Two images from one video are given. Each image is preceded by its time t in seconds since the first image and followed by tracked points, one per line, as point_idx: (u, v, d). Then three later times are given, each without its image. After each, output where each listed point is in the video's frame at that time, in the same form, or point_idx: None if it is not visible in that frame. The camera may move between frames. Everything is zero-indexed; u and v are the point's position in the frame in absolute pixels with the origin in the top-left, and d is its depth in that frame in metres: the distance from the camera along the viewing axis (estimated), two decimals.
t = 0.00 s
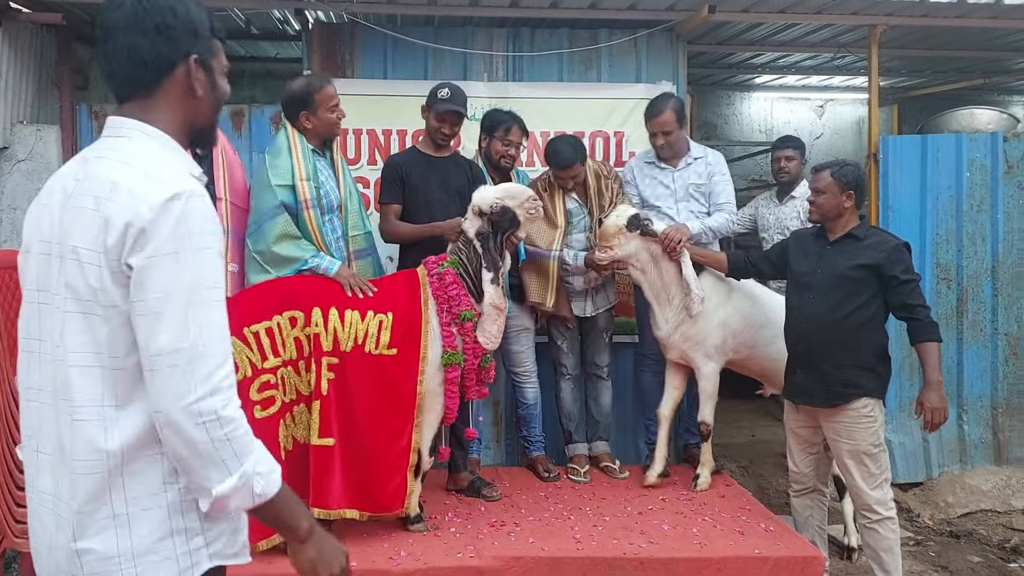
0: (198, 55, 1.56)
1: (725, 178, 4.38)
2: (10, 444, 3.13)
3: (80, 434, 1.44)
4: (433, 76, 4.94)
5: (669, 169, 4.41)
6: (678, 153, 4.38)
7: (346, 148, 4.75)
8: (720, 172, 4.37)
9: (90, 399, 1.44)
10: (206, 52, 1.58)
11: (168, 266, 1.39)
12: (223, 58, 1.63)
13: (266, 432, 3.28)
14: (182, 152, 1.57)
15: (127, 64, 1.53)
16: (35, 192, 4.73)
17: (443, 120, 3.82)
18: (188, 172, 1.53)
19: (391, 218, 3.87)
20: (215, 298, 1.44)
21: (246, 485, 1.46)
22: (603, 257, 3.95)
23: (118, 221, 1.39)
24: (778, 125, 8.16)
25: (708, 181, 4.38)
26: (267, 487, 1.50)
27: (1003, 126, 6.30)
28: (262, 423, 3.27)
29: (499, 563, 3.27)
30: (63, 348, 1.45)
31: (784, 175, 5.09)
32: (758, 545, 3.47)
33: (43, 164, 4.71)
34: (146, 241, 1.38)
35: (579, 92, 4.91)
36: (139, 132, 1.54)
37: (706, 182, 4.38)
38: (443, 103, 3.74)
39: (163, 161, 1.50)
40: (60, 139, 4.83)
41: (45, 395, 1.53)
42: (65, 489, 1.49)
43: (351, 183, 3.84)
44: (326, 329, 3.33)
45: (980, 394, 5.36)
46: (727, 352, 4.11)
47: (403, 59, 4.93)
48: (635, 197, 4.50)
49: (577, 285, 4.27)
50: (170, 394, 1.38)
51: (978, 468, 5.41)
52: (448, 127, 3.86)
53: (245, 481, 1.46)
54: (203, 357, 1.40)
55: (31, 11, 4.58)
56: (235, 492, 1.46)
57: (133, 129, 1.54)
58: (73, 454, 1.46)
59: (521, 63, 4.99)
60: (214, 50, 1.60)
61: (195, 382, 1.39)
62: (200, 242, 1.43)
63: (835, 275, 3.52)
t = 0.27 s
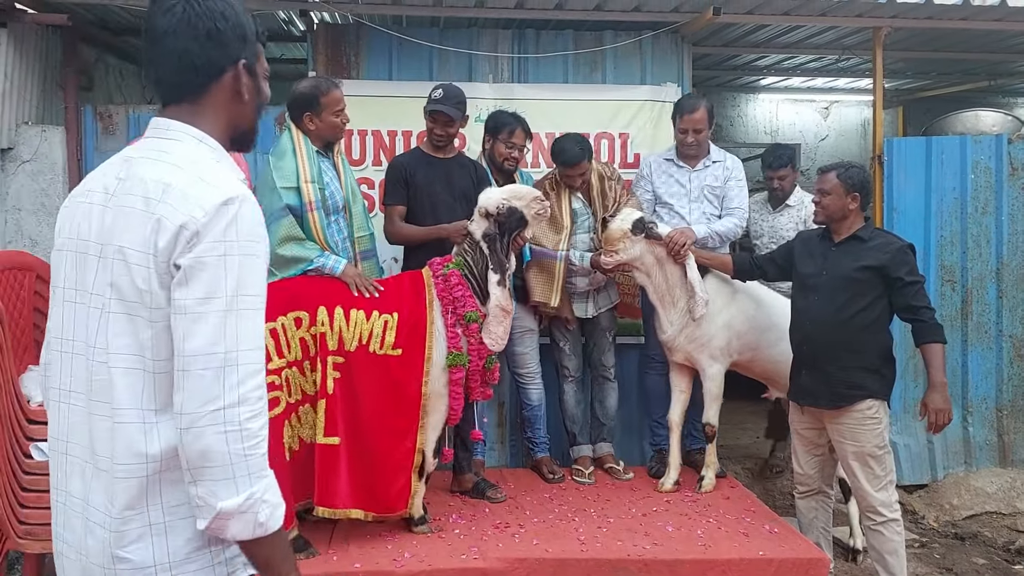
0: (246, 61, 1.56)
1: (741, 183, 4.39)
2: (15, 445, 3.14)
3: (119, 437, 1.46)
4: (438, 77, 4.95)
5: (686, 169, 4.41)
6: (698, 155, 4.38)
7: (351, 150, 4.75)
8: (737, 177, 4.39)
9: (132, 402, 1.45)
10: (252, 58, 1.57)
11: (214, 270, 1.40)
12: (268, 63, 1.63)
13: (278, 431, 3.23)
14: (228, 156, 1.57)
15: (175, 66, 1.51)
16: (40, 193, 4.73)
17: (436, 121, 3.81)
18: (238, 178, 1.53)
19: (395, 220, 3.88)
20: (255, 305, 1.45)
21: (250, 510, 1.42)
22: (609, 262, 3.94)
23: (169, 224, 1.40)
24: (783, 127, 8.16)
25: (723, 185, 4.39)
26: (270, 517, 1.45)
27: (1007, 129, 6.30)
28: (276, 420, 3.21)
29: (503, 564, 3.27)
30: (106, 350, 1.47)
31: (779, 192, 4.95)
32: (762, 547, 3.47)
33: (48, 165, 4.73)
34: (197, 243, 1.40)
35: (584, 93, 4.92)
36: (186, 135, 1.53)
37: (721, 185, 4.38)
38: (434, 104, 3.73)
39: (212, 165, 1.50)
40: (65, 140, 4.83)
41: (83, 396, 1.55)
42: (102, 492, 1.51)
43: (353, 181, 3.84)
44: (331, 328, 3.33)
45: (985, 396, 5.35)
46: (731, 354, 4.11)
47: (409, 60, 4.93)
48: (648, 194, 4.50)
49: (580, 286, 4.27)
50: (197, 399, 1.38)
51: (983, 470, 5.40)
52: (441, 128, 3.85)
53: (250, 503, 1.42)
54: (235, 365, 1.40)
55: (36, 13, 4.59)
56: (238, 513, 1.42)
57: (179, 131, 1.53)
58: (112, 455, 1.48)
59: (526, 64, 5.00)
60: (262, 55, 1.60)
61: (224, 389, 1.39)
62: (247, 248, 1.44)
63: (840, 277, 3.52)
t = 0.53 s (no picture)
0: (277, 65, 1.57)
1: (745, 189, 4.38)
2: (16, 445, 3.15)
3: (149, 438, 1.46)
4: (439, 78, 4.96)
5: (691, 172, 4.41)
6: (703, 158, 4.40)
7: (351, 151, 4.76)
8: (741, 183, 4.38)
9: (162, 402, 1.46)
10: (283, 62, 1.59)
11: (252, 274, 1.42)
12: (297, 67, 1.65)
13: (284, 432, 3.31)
14: (257, 158, 1.59)
15: (210, 69, 1.52)
16: (42, 194, 4.75)
17: (449, 122, 3.84)
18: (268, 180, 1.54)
19: (397, 221, 3.88)
20: (290, 309, 1.46)
21: (280, 512, 1.43)
22: (609, 263, 3.93)
23: (208, 226, 1.42)
24: (785, 128, 8.16)
25: (727, 189, 4.38)
26: (297, 521, 1.46)
27: (1009, 130, 6.29)
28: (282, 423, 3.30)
29: (502, 565, 3.28)
30: (136, 350, 1.47)
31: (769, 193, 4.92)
32: (760, 548, 3.47)
33: (50, 166, 4.75)
34: (235, 246, 1.42)
35: (585, 95, 4.93)
36: (217, 137, 1.54)
37: (725, 189, 4.38)
38: (445, 105, 3.76)
39: (245, 168, 1.52)
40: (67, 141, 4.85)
41: (110, 395, 1.55)
42: (130, 493, 1.51)
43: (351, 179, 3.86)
44: (331, 326, 3.36)
45: (985, 398, 5.34)
46: (730, 355, 4.11)
47: (409, 61, 4.95)
48: (651, 194, 4.52)
49: (580, 283, 4.32)
50: (228, 402, 1.38)
51: (984, 472, 5.39)
52: (454, 129, 3.88)
53: (280, 505, 1.43)
54: (267, 368, 1.41)
55: (40, 14, 4.57)
56: (266, 516, 1.43)
57: (212, 133, 1.54)
58: (140, 455, 1.48)
59: (526, 66, 5.01)
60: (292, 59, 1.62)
61: (257, 392, 1.40)
62: (283, 252, 1.46)
63: (839, 278, 3.52)
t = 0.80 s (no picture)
0: (288, 68, 1.57)
1: (737, 188, 4.38)
2: (17, 446, 3.16)
3: (170, 443, 1.47)
4: (438, 81, 4.97)
5: (683, 171, 4.42)
6: (695, 156, 4.42)
7: (350, 153, 4.77)
8: (733, 182, 4.38)
9: (181, 406, 1.46)
10: (293, 64, 1.59)
11: (276, 280, 1.43)
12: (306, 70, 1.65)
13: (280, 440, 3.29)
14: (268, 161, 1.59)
15: (220, 72, 1.51)
16: (43, 197, 4.76)
17: (461, 122, 3.87)
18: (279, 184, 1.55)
19: (397, 221, 3.87)
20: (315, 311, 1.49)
21: (330, 503, 1.48)
22: (607, 269, 3.94)
23: (225, 232, 1.42)
24: (784, 130, 8.17)
25: (719, 189, 4.39)
26: (347, 505, 1.51)
27: (1008, 132, 6.29)
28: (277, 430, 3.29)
29: (501, 566, 3.28)
30: (154, 354, 1.48)
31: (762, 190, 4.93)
32: (760, 550, 3.47)
33: (50, 169, 4.76)
34: (254, 254, 1.42)
35: (583, 98, 4.94)
36: (229, 140, 1.55)
37: (716, 189, 4.39)
38: (457, 105, 3.81)
39: (259, 173, 1.52)
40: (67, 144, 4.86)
41: (127, 398, 1.55)
42: (149, 497, 1.52)
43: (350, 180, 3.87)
44: (327, 333, 3.38)
45: (984, 400, 5.34)
46: (727, 357, 4.11)
47: (408, 64, 4.96)
48: (643, 194, 4.50)
49: (584, 288, 4.33)
50: (268, 407, 1.42)
51: (983, 473, 5.39)
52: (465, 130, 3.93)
53: (328, 498, 1.48)
54: (300, 371, 1.44)
55: (40, 18, 4.58)
56: (318, 508, 1.47)
57: (224, 136, 1.55)
58: (160, 458, 1.49)
59: (525, 69, 5.02)
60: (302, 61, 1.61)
61: (293, 395, 1.44)
62: (306, 256, 1.47)
63: (838, 280, 3.52)
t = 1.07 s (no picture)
0: (283, 72, 1.54)
1: (732, 185, 4.39)
2: (16, 448, 3.15)
3: (177, 449, 1.47)
4: (434, 83, 4.98)
5: (678, 171, 4.42)
6: (689, 155, 4.43)
7: (348, 155, 4.78)
8: (728, 179, 4.38)
9: (185, 412, 1.46)
10: (291, 69, 1.56)
11: (271, 285, 1.42)
12: (307, 76, 1.61)
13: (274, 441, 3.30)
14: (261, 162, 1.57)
15: (212, 71, 1.50)
16: (42, 199, 4.78)
17: (457, 121, 3.88)
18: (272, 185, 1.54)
19: (393, 224, 3.88)
20: (313, 312, 1.48)
21: (337, 503, 1.49)
22: (601, 274, 3.95)
23: (218, 238, 1.41)
24: (782, 131, 8.17)
25: (714, 186, 4.39)
26: (353, 504, 1.53)
27: (1007, 132, 6.28)
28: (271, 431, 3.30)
29: (498, 568, 3.28)
30: (156, 361, 1.48)
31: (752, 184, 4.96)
32: (757, 552, 3.46)
33: (50, 171, 4.78)
34: (248, 260, 1.41)
35: (579, 100, 4.94)
36: (221, 143, 1.53)
37: (712, 186, 4.38)
38: (452, 104, 3.82)
39: (251, 175, 1.51)
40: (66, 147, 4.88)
41: (131, 404, 1.56)
42: (157, 502, 1.52)
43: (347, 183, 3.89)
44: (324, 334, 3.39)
45: (983, 402, 5.32)
46: (727, 360, 4.10)
47: (405, 67, 4.97)
48: (639, 195, 4.51)
49: (578, 287, 4.32)
50: (271, 411, 1.42)
51: (982, 475, 5.37)
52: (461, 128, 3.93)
53: (335, 498, 1.49)
54: (301, 374, 1.44)
55: (39, 21, 4.60)
56: (326, 509, 1.49)
57: (216, 139, 1.53)
58: (167, 462, 1.49)
59: (521, 71, 5.02)
60: (300, 66, 1.58)
61: (294, 398, 1.43)
62: (299, 257, 1.46)
63: (836, 282, 3.51)
